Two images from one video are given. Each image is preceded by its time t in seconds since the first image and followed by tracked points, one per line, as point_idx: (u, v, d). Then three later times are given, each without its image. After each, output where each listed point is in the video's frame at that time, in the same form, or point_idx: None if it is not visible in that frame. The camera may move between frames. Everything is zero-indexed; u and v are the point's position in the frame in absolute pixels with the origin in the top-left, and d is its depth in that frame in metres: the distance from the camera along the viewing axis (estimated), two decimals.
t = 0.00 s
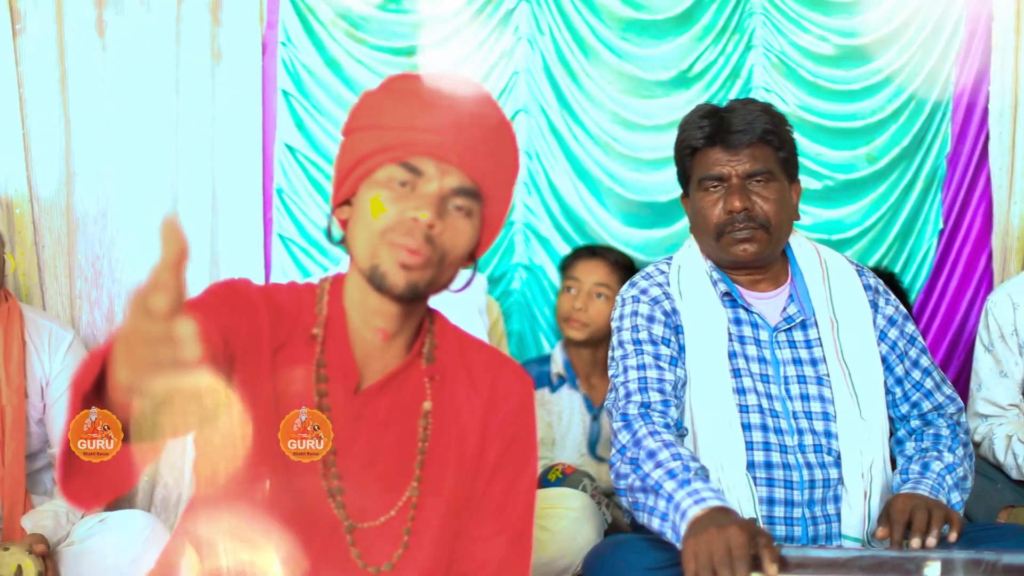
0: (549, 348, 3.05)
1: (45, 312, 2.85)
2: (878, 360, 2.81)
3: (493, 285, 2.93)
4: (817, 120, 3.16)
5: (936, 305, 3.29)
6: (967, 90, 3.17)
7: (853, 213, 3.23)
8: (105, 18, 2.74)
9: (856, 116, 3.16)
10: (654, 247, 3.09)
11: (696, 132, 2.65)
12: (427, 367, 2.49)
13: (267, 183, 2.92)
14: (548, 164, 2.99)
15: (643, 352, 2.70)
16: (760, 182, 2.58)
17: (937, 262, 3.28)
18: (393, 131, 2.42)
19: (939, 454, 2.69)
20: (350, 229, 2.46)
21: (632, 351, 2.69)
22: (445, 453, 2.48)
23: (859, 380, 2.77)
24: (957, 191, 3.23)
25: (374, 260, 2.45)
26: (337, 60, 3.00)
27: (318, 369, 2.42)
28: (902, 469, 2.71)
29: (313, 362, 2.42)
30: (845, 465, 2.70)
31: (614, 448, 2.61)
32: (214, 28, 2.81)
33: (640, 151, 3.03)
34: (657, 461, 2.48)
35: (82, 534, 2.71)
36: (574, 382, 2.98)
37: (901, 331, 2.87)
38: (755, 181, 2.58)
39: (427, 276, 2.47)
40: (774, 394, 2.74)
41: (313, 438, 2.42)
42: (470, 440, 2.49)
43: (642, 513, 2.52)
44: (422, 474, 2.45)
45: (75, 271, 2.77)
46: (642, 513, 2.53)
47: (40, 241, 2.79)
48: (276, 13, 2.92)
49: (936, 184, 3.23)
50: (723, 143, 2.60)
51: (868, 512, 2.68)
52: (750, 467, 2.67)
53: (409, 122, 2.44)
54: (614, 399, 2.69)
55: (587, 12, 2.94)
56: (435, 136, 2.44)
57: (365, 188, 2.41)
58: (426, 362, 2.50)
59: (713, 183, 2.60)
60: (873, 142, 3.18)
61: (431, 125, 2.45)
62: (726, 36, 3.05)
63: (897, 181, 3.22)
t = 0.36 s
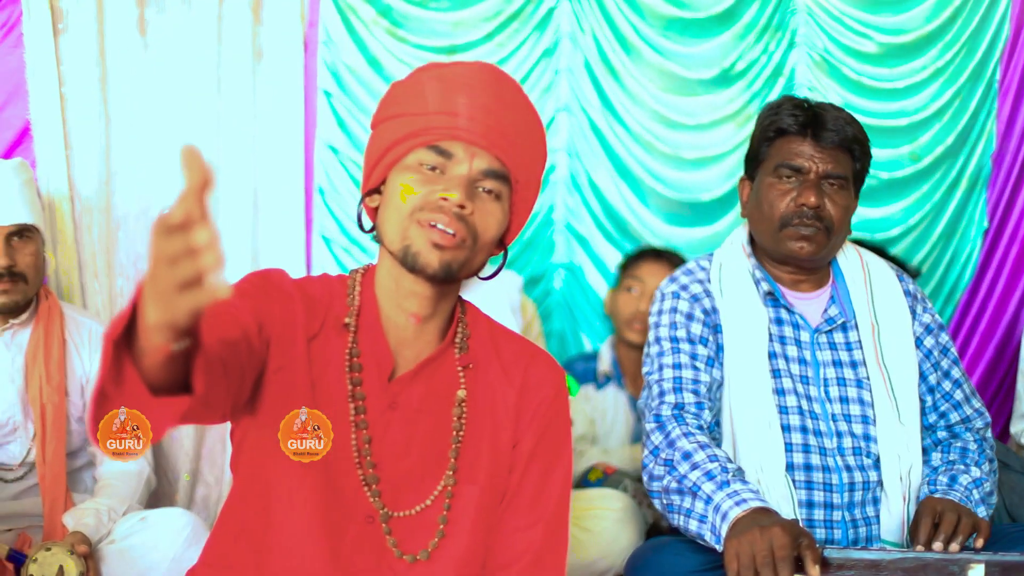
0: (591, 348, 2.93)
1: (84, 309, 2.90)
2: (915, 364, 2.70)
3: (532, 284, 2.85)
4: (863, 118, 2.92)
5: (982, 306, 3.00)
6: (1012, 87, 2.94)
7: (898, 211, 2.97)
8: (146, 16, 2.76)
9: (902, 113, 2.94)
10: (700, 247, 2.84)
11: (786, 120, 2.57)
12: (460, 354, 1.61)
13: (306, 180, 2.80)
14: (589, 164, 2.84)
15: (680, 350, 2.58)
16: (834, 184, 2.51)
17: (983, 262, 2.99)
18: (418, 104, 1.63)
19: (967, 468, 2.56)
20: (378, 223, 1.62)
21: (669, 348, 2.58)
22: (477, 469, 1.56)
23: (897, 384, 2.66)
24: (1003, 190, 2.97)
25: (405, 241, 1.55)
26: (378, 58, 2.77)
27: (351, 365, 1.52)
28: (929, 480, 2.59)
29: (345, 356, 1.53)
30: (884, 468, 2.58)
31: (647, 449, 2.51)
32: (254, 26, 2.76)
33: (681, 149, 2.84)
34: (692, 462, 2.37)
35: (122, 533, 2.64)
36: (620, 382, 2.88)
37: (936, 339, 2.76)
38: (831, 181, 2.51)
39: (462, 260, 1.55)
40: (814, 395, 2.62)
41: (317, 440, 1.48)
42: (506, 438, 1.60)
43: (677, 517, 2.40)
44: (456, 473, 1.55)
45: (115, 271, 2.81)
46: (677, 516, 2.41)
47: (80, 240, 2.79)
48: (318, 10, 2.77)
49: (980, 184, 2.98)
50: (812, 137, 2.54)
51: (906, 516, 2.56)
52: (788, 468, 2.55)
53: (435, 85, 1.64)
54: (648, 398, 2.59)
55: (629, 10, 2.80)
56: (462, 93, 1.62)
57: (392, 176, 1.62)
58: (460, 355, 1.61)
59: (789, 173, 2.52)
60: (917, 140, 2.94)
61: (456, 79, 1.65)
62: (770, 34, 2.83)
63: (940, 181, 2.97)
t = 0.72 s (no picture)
0: (642, 348, 2.85)
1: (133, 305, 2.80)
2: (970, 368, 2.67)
3: (578, 284, 2.82)
4: (912, 116, 2.86)
5: None
6: None
7: (948, 212, 2.88)
8: (196, 16, 2.77)
9: (953, 112, 2.87)
10: (751, 247, 2.83)
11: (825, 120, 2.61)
12: (494, 338, 1.67)
13: (357, 180, 2.79)
14: (639, 164, 2.80)
15: (733, 347, 2.58)
16: (877, 182, 2.54)
17: None
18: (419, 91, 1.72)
19: (1020, 474, 2.51)
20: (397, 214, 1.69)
21: (722, 345, 2.58)
22: (517, 454, 1.62)
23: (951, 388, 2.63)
24: None
25: (425, 229, 1.62)
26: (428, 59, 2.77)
27: (385, 353, 1.58)
28: (980, 485, 2.56)
29: (377, 344, 1.59)
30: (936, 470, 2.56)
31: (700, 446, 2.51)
32: (304, 25, 2.76)
33: (732, 149, 2.81)
34: (745, 460, 2.36)
35: (172, 531, 2.74)
36: (674, 381, 2.84)
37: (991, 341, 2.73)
38: (873, 180, 2.54)
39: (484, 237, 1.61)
40: (866, 396, 2.61)
41: (315, 440, 1.51)
42: (544, 422, 1.65)
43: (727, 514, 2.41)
44: (496, 458, 1.59)
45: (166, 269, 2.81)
46: (728, 514, 2.42)
47: (132, 237, 2.78)
48: (366, 9, 2.76)
49: None
50: (850, 137, 2.57)
51: (958, 519, 2.54)
52: (840, 469, 2.54)
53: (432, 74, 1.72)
54: (703, 395, 2.61)
55: (678, 10, 2.79)
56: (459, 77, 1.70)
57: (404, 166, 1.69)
58: (494, 340, 1.66)
59: (831, 175, 2.57)
60: (968, 139, 2.88)
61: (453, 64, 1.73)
62: (820, 32, 2.80)
63: (991, 181, 2.89)
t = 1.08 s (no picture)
0: (669, 349, 2.86)
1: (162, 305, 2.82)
2: (1002, 367, 2.65)
3: (609, 283, 2.82)
4: (943, 115, 2.85)
5: None
6: None
7: (978, 211, 2.88)
8: (227, 16, 2.77)
9: (984, 111, 2.86)
10: (779, 247, 2.83)
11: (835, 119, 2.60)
12: (499, 334, 1.69)
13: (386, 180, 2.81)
14: (668, 163, 2.80)
15: (763, 346, 2.56)
16: (885, 178, 2.52)
17: None
18: (379, 103, 1.71)
19: None
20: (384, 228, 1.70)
21: (752, 345, 2.56)
22: (527, 447, 1.65)
23: (983, 387, 2.61)
24: None
25: (414, 237, 1.63)
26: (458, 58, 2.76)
27: (387, 357, 1.64)
28: (1013, 485, 2.55)
29: (379, 349, 1.64)
30: (967, 469, 2.55)
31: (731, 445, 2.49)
32: (333, 25, 2.76)
33: (762, 148, 2.81)
34: (777, 459, 2.35)
35: (200, 530, 2.75)
36: (699, 383, 2.85)
37: None
38: (880, 177, 2.52)
39: (474, 232, 1.62)
40: (896, 395, 2.60)
41: (316, 440, 1.57)
42: (552, 415, 1.68)
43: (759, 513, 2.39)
44: (505, 453, 1.64)
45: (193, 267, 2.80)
46: (759, 512, 2.40)
47: (160, 238, 2.80)
48: (396, 9, 2.76)
49: None
50: (855, 135, 2.55)
51: (989, 519, 2.53)
52: (869, 467, 2.53)
53: (385, 82, 1.72)
54: (733, 393, 2.59)
55: (708, 9, 2.79)
56: (412, 79, 1.70)
57: (381, 178, 1.70)
58: (500, 336, 1.69)
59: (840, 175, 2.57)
60: (999, 138, 2.87)
61: (402, 67, 1.72)
62: (849, 31, 2.80)
63: (1021, 181, 2.90)
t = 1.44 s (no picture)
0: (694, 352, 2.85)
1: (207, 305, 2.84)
2: None
3: (645, 283, 2.82)
4: (983, 114, 2.83)
5: None
6: None
7: (1019, 211, 2.86)
8: (265, 16, 2.79)
9: None
10: (817, 248, 2.83)
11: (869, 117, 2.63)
12: (522, 338, 1.86)
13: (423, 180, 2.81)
14: (706, 162, 2.80)
15: (803, 347, 2.55)
16: (919, 173, 2.54)
17: None
18: (359, 136, 1.87)
19: None
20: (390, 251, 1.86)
21: (792, 346, 2.54)
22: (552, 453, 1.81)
23: None
24: None
25: (421, 254, 1.78)
26: (495, 58, 2.77)
27: (409, 371, 1.80)
28: None
29: (401, 364, 1.81)
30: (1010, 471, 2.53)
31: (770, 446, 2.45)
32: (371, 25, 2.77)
33: (800, 148, 2.81)
34: (817, 462, 2.33)
35: (240, 528, 2.71)
36: (728, 387, 2.84)
37: None
38: (914, 172, 2.54)
39: (476, 235, 1.78)
40: (938, 394, 2.58)
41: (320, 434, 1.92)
42: (578, 423, 1.83)
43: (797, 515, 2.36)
44: (534, 456, 1.80)
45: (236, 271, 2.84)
46: (797, 515, 2.37)
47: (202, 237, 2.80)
48: (433, 8, 2.77)
49: None
50: (888, 131, 2.57)
51: None
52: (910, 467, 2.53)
53: (359, 113, 1.88)
54: (773, 395, 2.56)
55: (746, 7, 2.78)
56: (384, 104, 1.85)
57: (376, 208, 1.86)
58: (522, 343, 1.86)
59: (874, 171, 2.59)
60: None
61: (370, 95, 1.88)
62: (888, 30, 2.80)
63: None
